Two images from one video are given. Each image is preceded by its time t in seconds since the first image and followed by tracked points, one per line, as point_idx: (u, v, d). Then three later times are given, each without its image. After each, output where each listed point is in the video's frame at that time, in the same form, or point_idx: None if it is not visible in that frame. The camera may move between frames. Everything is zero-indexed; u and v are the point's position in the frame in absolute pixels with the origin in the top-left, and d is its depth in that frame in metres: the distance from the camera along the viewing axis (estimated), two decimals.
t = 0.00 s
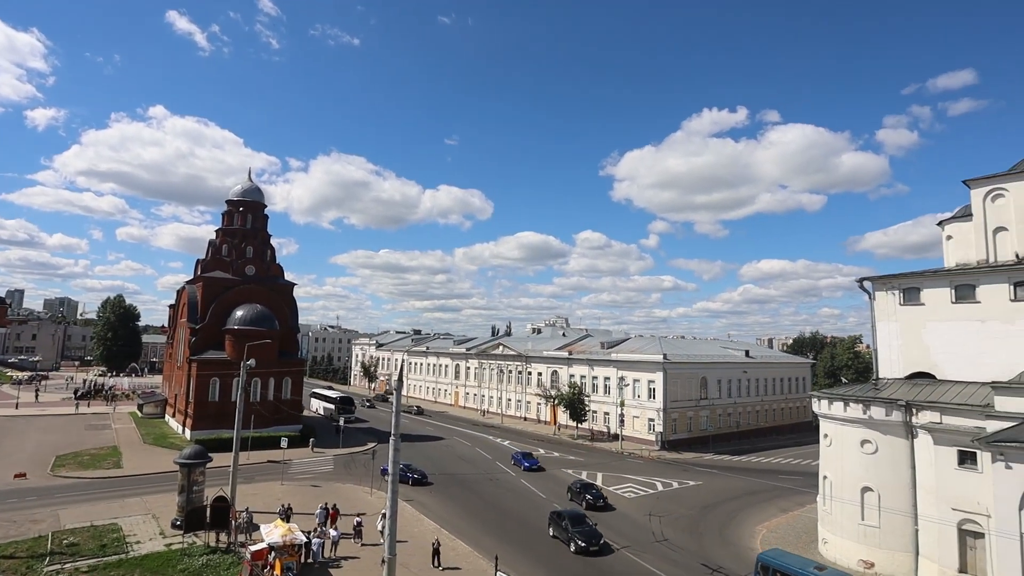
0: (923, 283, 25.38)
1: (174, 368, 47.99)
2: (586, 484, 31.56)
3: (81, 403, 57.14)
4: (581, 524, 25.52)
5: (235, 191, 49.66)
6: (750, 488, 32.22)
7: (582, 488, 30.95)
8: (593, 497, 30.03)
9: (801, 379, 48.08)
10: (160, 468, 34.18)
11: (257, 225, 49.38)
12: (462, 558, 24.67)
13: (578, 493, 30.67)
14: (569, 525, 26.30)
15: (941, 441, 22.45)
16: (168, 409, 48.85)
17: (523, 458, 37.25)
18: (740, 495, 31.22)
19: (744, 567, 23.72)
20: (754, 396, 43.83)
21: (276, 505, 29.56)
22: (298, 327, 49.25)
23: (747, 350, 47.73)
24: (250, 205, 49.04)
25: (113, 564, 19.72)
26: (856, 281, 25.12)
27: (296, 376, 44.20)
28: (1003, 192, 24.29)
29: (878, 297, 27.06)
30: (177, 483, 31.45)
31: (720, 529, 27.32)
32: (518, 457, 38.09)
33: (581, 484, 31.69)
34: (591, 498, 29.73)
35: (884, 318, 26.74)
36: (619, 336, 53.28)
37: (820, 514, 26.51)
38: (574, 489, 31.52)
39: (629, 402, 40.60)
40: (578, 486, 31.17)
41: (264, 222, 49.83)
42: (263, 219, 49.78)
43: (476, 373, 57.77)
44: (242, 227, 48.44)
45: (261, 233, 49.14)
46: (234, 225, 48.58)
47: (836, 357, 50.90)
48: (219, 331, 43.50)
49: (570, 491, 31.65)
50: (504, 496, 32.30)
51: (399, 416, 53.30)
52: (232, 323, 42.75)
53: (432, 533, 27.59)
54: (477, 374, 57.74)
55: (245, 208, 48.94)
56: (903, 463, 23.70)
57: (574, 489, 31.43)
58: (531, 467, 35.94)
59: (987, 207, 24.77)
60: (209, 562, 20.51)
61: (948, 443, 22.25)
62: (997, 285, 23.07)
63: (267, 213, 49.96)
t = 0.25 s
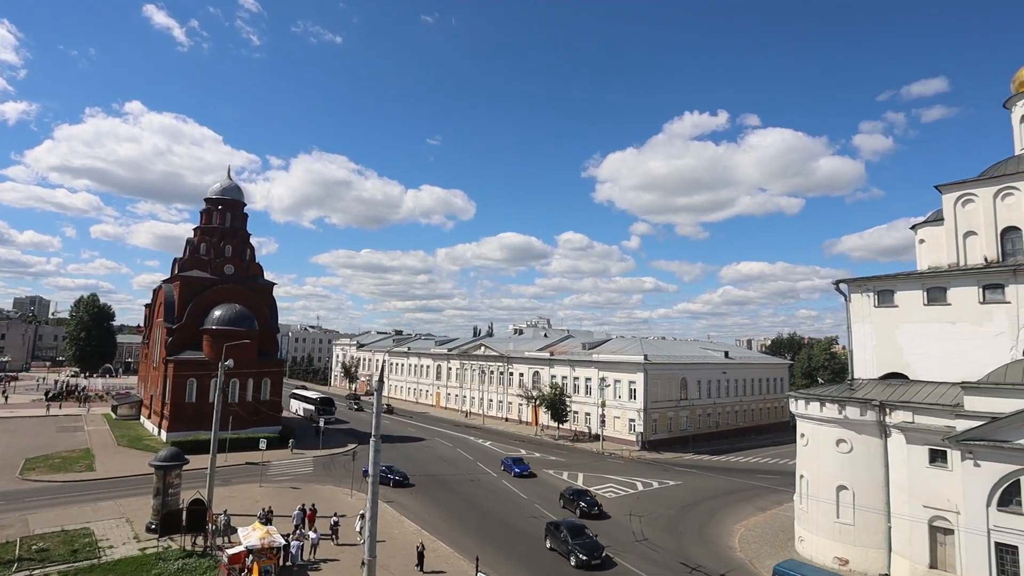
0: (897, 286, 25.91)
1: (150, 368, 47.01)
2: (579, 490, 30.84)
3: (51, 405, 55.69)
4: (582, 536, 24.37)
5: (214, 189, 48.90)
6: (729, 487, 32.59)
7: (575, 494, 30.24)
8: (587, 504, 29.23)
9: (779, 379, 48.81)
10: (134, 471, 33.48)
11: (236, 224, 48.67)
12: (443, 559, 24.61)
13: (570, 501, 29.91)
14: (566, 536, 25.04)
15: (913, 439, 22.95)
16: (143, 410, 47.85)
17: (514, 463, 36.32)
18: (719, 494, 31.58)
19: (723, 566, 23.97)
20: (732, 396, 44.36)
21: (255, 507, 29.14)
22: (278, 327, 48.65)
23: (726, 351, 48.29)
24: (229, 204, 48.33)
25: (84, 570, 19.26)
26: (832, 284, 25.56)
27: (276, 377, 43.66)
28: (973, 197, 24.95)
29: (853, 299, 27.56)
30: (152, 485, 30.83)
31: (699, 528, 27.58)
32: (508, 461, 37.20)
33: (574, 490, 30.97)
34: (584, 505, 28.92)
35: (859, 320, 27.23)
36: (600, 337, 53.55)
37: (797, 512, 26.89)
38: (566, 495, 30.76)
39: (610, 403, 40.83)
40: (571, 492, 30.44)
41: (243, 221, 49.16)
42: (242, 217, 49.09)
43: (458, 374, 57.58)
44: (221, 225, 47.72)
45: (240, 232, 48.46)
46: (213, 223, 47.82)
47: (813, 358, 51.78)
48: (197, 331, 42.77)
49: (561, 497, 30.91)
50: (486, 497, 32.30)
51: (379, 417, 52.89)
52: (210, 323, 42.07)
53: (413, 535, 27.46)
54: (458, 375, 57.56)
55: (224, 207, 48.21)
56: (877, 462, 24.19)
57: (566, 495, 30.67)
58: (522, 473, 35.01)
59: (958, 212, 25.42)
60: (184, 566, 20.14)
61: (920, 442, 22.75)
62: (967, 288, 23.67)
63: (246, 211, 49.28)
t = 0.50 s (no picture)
0: (875, 288, 26.35)
1: (128, 369, 46.21)
2: (575, 497, 29.91)
3: (26, 406, 54.46)
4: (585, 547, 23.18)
5: (195, 187, 48.22)
6: (711, 487, 32.89)
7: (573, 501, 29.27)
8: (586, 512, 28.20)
9: (760, 379, 49.37)
10: (112, 473, 32.88)
11: (218, 222, 48.07)
12: (426, 560, 24.56)
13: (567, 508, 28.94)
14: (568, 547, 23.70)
15: (890, 439, 23.36)
16: (121, 411, 47.00)
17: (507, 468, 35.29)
18: (701, 494, 31.87)
19: (705, 565, 24.17)
20: (715, 397, 44.77)
21: (236, 509, 28.80)
22: (260, 327, 48.12)
23: (709, 352, 48.72)
24: (212, 202, 47.72)
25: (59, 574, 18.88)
26: (813, 285, 25.91)
27: (258, 377, 43.20)
28: (949, 202, 25.48)
29: (833, 301, 27.94)
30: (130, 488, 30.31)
31: (682, 528, 27.80)
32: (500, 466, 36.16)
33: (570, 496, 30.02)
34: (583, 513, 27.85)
35: (839, 321, 27.63)
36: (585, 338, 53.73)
37: (777, 511, 27.18)
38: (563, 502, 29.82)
39: (594, 403, 41.00)
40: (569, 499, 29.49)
41: (225, 220, 48.55)
42: (224, 216, 48.49)
43: (443, 374, 57.40)
44: (203, 224, 47.09)
45: (222, 230, 47.87)
46: (194, 221, 47.16)
47: (794, 359, 52.45)
48: (177, 331, 42.15)
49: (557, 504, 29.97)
50: (469, 497, 32.27)
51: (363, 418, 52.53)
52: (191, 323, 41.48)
53: (397, 536, 27.31)
54: (443, 375, 57.37)
55: (206, 205, 47.58)
56: (855, 461, 24.57)
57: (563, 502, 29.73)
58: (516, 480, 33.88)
59: (934, 216, 25.94)
60: (163, 569, 19.83)
61: (897, 441, 23.17)
62: (943, 290, 24.15)
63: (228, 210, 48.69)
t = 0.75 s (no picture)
0: (848, 289, 26.89)
1: (99, 368, 45.09)
2: (567, 503, 29.02)
3: None
4: (585, 555, 22.18)
5: (169, 183, 47.24)
6: (687, 485, 33.27)
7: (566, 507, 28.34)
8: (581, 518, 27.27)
9: (737, 379, 50.06)
10: (82, 475, 32.08)
11: (193, 219, 47.21)
12: (404, 560, 24.42)
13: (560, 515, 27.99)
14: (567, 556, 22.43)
15: (862, 436, 23.87)
16: (91, 412, 45.84)
17: (495, 473, 34.26)
18: (678, 492, 32.21)
19: (681, 562, 24.41)
20: (692, 396, 45.28)
21: (210, 511, 28.29)
22: (237, 325, 47.37)
23: (686, 351, 49.26)
24: (187, 198, 46.82)
25: None
26: (787, 286, 26.35)
27: (234, 376, 42.53)
28: (919, 205, 26.11)
29: (807, 301, 28.42)
30: (100, 490, 29.60)
31: (659, 526, 28.06)
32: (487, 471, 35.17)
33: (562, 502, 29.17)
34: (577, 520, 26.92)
35: (813, 321, 28.12)
36: (564, 337, 53.96)
37: (752, 508, 27.56)
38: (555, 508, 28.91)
39: (573, 402, 41.18)
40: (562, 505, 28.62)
41: (201, 216, 47.69)
42: (199, 212, 47.61)
43: (422, 373, 57.12)
44: (177, 220, 46.18)
45: (197, 227, 47.01)
46: (168, 218, 46.22)
47: (770, 359, 53.29)
48: (150, 329, 41.26)
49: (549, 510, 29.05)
50: (448, 497, 32.16)
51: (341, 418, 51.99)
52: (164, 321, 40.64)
53: (374, 536, 27.09)
54: (422, 374, 57.09)
55: (181, 201, 46.66)
56: (828, 458, 25.05)
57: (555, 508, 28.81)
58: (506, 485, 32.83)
59: (904, 219, 26.58)
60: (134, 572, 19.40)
61: (868, 439, 23.69)
62: (913, 291, 24.76)
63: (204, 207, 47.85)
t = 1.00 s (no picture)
0: (825, 290, 27.35)
1: (71, 369, 44.05)
2: (562, 509, 27.98)
3: None
4: (586, 566, 21.07)
5: (146, 180, 46.30)
6: (667, 484, 33.57)
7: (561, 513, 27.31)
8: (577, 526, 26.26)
9: (716, 379, 50.62)
10: (53, 478, 31.31)
11: (170, 217, 46.35)
12: (384, 562, 24.20)
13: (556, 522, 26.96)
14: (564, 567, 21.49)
15: (837, 436, 24.31)
16: (63, 413, 44.74)
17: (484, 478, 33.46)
18: (658, 492, 32.48)
19: (661, 561, 24.62)
20: (672, 396, 45.67)
21: (187, 514, 27.79)
22: (215, 325, 46.63)
23: (667, 352, 49.68)
24: (164, 195, 45.94)
25: None
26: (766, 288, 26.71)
27: (211, 377, 41.88)
28: (893, 209, 26.67)
29: (785, 303, 28.82)
30: (72, 494, 28.90)
31: (639, 525, 28.27)
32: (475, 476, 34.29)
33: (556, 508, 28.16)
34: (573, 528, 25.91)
35: (790, 323, 28.54)
36: (545, 338, 54.06)
37: (730, 507, 27.89)
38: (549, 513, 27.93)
39: (554, 403, 41.28)
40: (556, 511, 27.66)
41: (179, 214, 46.83)
42: (177, 210, 46.76)
43: (403, 374, 56.79)
44: (154, 218, 45.28)
45: (175, 225, 46.16)
46: (145, 215, 45.30)
47: (748, 360, 54.01)
48: (125, 329, 40.40)
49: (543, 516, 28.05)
50: (429, 498, 32.00)
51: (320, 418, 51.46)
52: (140, 321, 39.82)
53: (354, 538, 26.87)
54: (403, 375, 56.76)
55: (158, 198, 45.74)
56: (805, 457, 25.46)
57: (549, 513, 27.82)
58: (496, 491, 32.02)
59: (879, 222, 27.13)
60: None
61: (843, 438, 24.12)
62: (887, 294, 25.29)
63: (182, 204, 47.00)
